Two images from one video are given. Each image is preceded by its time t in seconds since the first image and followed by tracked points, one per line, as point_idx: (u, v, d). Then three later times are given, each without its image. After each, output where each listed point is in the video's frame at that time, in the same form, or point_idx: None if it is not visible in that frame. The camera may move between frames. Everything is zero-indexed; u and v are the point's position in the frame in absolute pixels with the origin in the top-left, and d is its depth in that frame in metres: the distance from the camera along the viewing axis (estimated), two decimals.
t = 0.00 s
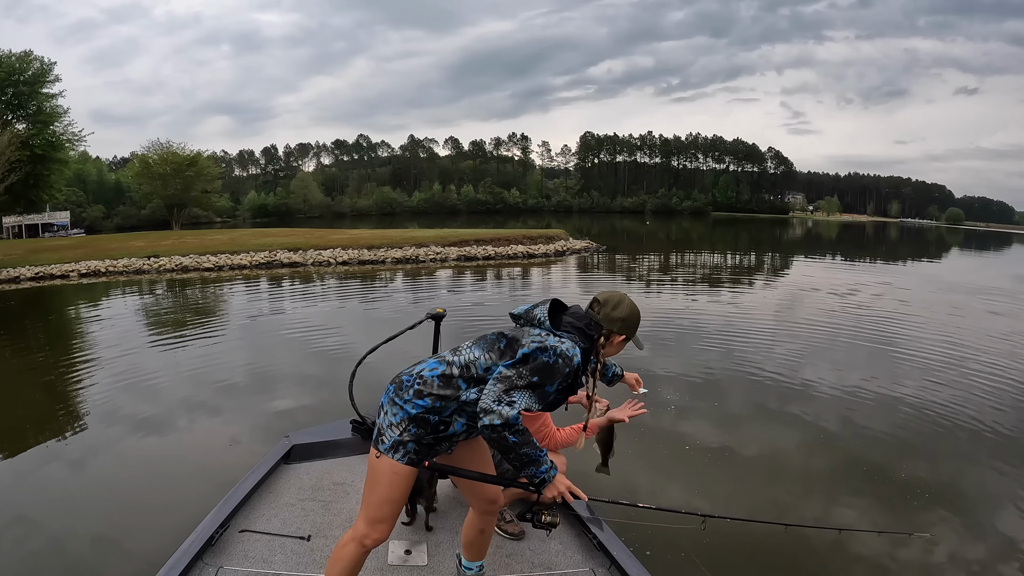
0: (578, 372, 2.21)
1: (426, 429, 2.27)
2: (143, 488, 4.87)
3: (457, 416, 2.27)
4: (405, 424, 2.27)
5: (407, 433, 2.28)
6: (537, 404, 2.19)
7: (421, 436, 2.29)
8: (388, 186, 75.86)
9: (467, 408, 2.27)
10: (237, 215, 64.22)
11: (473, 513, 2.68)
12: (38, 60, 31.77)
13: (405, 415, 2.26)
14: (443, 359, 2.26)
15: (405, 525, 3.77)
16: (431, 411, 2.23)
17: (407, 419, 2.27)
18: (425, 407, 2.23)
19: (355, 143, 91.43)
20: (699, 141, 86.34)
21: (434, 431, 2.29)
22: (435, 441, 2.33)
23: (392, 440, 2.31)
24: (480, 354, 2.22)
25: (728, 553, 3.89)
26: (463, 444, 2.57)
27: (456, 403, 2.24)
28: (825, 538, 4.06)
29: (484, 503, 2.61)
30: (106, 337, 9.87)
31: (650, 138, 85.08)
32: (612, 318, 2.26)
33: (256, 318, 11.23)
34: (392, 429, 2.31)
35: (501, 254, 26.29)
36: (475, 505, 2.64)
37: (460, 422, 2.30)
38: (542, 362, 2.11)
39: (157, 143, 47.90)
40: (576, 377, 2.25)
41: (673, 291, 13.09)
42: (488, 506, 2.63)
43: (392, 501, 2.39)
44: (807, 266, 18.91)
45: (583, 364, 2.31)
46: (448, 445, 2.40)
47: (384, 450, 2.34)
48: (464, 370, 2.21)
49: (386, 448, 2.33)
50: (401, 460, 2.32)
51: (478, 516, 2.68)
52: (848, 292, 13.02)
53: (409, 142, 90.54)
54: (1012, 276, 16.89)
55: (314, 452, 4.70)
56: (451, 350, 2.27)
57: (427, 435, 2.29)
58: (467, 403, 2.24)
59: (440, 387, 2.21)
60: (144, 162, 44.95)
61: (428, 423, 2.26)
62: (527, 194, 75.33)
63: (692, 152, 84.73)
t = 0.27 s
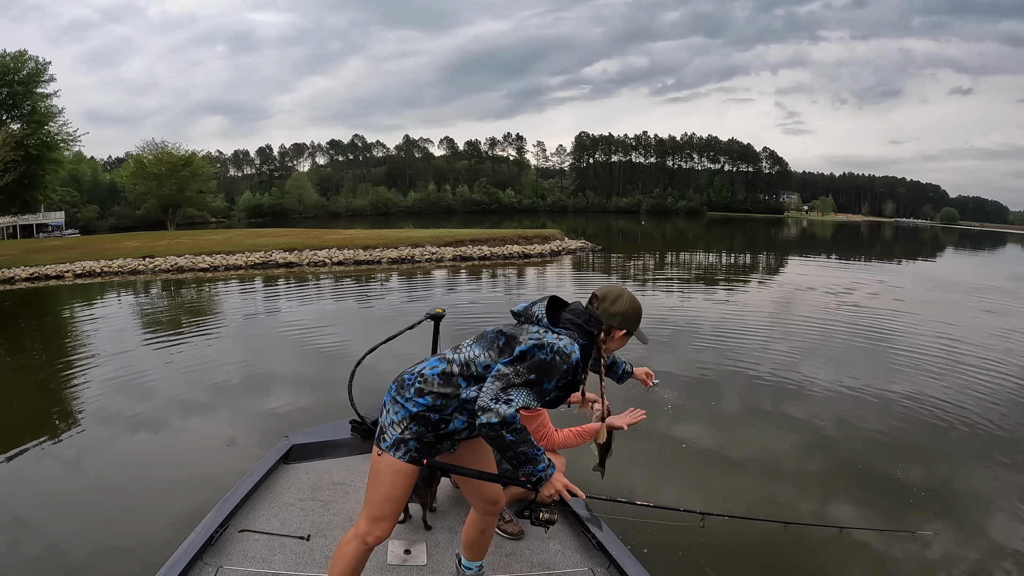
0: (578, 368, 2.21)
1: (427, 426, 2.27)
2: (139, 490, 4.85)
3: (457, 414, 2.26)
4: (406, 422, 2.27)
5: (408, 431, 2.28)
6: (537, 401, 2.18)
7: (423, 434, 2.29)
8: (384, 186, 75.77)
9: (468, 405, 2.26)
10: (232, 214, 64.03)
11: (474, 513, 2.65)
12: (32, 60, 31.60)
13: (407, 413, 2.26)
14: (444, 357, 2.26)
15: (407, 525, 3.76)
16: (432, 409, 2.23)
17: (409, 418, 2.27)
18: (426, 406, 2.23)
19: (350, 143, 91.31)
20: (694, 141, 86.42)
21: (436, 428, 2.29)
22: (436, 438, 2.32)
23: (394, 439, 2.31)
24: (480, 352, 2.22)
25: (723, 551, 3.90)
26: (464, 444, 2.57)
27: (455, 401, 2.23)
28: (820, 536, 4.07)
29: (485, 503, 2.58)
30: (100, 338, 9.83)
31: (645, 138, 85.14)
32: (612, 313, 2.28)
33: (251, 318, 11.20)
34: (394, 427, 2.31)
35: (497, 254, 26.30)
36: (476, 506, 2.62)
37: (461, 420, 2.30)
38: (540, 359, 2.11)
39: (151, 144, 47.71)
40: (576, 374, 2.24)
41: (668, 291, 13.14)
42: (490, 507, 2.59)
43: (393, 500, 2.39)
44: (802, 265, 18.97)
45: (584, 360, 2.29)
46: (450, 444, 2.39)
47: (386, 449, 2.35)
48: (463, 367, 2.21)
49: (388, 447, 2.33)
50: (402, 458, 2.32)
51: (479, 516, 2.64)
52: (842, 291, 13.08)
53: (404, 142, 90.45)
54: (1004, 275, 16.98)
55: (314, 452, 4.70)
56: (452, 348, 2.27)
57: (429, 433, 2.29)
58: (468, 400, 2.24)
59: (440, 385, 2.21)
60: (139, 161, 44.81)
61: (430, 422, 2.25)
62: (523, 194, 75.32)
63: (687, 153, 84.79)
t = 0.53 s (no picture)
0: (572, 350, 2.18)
1: (429, 416, 2.29)
2: (137, 492, 4.84)
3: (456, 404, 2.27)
4: (409, 413, 2.30)
5: (412, 422, 2.30)
6: (531, 387, 2.17)
7: (426, 424, 2.31)
8: (381, 187, 75.76)
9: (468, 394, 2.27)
10: (229, 214, 63.95)
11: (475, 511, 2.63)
12: (29, 60, 31.53)
13: (409, 405, 2.29)
14: (443, 348, 2.27)
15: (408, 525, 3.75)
16: (433, 399, 2.26)
17: (411, 409, 2.29)
18: (428, 396, 2.25)
19: (348, 143, 91.28)
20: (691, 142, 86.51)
21: (438, 418, 2.30)
22: (439, 429, 2.33)
23: (398, 430, 2.33)
24: (476, 341, 2.22)
25: (721, 550, 3.91)
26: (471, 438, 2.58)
27: (454, 391, 2.25)
28: (818, 535, 4.09)
29: (485, 501, 2.56)
30: (98, 338, 9.82)
31: (643, 138, 85.19)
32: (603, 290, 2.24)
33: (249, 319, 11.19)
34: (398, 419, 2.33)
35: (495, 254, 26.31)
36: (477, 504, 2.60)
37: (461, 410, 2.31)
38: (530, 344, 2.09)
39: (148, 144, 47.61)
40: (570, 358, 2.22)
41: (666, 291, 13.15)
42: (489, 505, 2.58)
43: (408, 493, 2.38)
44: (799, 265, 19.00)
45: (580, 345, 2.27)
46: (455, 435, 2.40)
47: (394, 442, 2.36)
48: (460, 357, 2.23)
49: (392, 439, 2.34)
50: (408, 450, 2.33)
51: (480, 514, 2.62)
52: (839, 291, 13.11)
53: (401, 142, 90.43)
54: (1000, 275, 17.05)
55: (315, 452, 4.69)
56: (450, 339, 2.28)
57: (432, 424, 2.31)
58: (467, 390, 2.25)
59: (439, 375, 2.23)
60: (136, 162, 44.74)
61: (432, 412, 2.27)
62: (520, 195, 75.32)
63: (685, 153, 84.86)
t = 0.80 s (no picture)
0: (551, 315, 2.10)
1: (426, 403, 2.31)
2: (135, 493, 4.83)
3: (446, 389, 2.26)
4: (408, 402, 2.32)
5: (411, 411, 2.33)
6: (512, 362, 2.11)
7: (424, 413, 2.32)
8: (379, 187, 75.74)
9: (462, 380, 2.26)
10: (226, 215, 63.90)
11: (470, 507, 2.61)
12: (26, 60, 31.48)
13: (407, 394, 2.32)
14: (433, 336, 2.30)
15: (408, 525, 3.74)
16: (428, 386, 2.27)
17: (409, 398, 2.32)
18: (422, 384, 2.27)
19: (345, 144, 91.26)
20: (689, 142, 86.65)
21: (434, 405, 2.31)
22: (438, 416, 2.34)
23: (401, 421, 2.34)
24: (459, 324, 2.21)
25: (720, 549, 3.91)
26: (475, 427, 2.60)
27: (442, 375, 2.25)
28: (816, 534, 4.10)
29: (478, 498, 2.56)
30: (95, 339, 9.80)
31: (640, 139, 85.27)
32: (574, 249, 2.22)
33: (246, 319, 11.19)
34: (400, 409, 2.36)
35: (492, 255, 26.33)
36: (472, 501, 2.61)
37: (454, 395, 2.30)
38: (500, 317, 2.04)
39: (146, 143, 47.54)
40: (548, 328, 2.11)
41: (664, 292, 13.17)
42: (483, 501, 2.57)
43: (430, 482, 2.37)
44: (796, 266, 19.05)
45: (562, 314, 2.18)
46: (459, 424, 2.38)
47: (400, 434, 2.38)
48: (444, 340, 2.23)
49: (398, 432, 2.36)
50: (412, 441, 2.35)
51: (477, 509, 2.61)
52: (836, 291, 13.15)
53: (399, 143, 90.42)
54: (996, 276, 17.12)
55: (315, 452, 4.69)
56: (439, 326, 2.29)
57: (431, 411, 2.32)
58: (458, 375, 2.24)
59: (429, 362, 2.26)
60: (134, 162, 44.71)
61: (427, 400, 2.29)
62: (518, 195, 75.36)
63: (682, 154, 84.98)
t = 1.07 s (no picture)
0: (515, 287, 1.99)
1: (426, 404, 2.27)
2: (133, 494, 4.82)
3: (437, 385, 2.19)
4: (409, 405, 2.30)
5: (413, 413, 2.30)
6: (488, 344, 1.99)
7: (425, 414, 2.28)
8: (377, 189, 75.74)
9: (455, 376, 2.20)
10: (224, 216, 63.89)
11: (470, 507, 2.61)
12: (25, 60, 31.47)
13: (408, 397, 2.31)
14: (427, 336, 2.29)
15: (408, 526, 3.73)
16: (426, 387, 2.24)
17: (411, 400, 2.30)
18: (420, 384, 2.25)
19: (343, 145, 91.26)
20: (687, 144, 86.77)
21: (433, 406, 2.27)
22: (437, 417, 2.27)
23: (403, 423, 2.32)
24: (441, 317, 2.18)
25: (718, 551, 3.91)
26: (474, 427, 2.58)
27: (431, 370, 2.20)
28: (813, 535, 4.10)
29: (479, 498, 2.56)
30: (92, 339, 9.78)
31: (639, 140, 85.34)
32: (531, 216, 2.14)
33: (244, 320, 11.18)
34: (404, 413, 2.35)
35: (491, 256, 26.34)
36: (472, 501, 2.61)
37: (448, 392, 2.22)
38: (462, 297, 1.97)
39: (144, 144, 47.52)
40: (513, 301, 1.99)
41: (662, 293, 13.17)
42: (484, 501, 2.57)
43: (433, 483, 2.36)
44: (793, 267, 19.06)
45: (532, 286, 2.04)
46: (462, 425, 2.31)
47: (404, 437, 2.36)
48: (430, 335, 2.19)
49: (399, 434, 2.33)
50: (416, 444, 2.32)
51: (477, 510, 2.60)
52: (833, 293, 13.17)
53: (397, 144, 90.43)
54: (993, 278, 17.16)
55: (315, 453, 4.68)
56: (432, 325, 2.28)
57: (431, 412, 2.28)
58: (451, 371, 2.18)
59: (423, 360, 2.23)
60: (132, 163, 44.70)
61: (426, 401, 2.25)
62: (516, 196, 75.40)
63: (680, 155, 85.04)
